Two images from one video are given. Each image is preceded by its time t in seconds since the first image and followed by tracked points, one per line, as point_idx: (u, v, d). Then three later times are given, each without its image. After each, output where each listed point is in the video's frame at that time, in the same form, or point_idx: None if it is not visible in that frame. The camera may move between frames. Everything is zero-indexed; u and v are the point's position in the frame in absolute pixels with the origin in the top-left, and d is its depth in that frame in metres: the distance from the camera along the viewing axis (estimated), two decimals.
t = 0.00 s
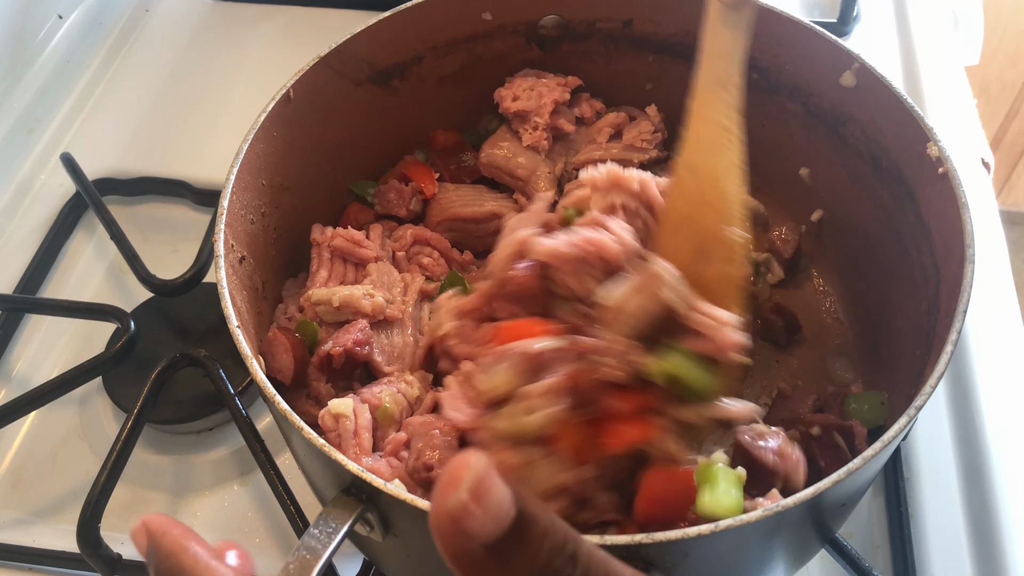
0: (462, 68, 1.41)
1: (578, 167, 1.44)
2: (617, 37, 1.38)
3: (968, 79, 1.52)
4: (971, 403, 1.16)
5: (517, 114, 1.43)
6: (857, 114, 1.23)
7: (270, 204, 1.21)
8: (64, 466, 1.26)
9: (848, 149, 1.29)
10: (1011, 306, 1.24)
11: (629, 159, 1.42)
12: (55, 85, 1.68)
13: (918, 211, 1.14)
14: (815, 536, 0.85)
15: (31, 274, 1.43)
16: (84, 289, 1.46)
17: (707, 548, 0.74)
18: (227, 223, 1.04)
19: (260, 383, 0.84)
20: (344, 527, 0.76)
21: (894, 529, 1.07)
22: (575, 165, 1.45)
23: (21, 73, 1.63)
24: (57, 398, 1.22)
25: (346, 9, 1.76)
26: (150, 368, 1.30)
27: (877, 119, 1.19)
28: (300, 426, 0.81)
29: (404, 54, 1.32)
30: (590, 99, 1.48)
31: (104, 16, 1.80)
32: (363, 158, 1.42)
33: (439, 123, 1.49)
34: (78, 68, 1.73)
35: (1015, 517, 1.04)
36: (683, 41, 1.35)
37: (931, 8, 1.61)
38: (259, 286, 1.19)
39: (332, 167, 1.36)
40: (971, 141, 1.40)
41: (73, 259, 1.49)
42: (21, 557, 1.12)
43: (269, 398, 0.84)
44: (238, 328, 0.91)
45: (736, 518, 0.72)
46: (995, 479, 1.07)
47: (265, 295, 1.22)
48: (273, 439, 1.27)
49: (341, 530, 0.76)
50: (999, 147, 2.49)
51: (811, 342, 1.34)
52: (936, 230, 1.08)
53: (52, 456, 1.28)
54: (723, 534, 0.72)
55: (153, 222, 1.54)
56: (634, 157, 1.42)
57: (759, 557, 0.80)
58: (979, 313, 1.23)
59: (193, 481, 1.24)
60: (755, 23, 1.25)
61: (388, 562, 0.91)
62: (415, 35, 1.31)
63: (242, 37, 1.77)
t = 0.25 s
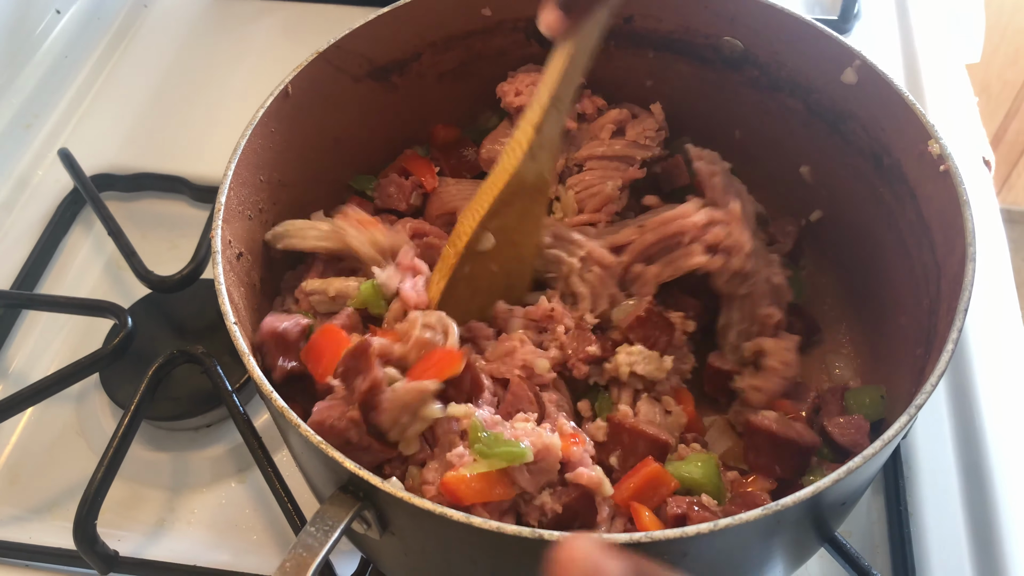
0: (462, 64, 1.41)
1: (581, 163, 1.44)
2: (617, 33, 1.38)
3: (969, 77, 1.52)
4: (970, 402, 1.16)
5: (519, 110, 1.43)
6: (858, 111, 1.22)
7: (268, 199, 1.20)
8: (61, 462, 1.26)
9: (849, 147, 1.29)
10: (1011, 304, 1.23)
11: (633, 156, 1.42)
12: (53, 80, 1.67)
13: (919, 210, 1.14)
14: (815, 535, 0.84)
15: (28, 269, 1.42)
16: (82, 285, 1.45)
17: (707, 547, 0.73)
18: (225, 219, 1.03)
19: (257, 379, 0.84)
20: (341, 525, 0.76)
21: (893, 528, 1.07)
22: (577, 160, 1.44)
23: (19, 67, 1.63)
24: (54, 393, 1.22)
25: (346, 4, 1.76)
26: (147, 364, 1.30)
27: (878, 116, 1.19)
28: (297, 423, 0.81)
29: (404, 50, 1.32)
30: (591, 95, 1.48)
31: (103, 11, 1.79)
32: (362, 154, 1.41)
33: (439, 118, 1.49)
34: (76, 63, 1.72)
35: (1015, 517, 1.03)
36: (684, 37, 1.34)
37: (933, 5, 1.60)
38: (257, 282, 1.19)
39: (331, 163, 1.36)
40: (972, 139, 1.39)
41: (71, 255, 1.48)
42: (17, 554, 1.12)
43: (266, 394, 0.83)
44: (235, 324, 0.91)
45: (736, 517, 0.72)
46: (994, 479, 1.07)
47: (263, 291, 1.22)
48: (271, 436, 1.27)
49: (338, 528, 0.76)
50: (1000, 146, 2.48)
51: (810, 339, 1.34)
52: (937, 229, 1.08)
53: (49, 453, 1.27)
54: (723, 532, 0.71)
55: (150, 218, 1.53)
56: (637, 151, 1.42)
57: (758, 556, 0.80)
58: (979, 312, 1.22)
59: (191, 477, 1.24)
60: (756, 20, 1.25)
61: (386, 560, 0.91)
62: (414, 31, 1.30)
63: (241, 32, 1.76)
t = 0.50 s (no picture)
0: (460, 61, 1.40)
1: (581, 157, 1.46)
2: (616, 30, 1.37)
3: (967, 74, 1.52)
4: (969, 399, 1.15)
5: (519, 103, 1.43)
6: (857, 109, 1.22)
7: (265, 196, 1.20)
8: (57, 460, 1.25)
9: (848, 144, 1.29)
10: (1010, 302, 1.23)
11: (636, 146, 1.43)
12: (50, 76, 1.67)
13: (918, 207, 1.13)
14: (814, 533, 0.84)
15: (24, 267, 1.42)
16: (79, 282, 1.45)
17: (705, 545, 0.73)
18: (222, 215, 1.03)
19: (254, 376, 0.83)
20: (338, 522, 0.75)
21: (892, 526, 1.07)
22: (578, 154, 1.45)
23: (16, 63, 1.62)
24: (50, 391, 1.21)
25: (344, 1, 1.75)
26: (144, 361, 1.29)
27: (877, 114, 1.19)
28: (294, 420, 0.80)
29: (401, 46, 1.31)
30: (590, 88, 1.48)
31: (99, 8, 1.78)
32: (360, 151, 1.41)
33: (437, 115, 1.48)
34: (73, 59, 1.71)
35: (1014, 516, 1.03)
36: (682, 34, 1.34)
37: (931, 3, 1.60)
38: (253, 279, 1.18)
39: (328, 159, 1.35)
40: (971, 137, 1.39)
41: (68, 252, 1.48)
42: (13, 552, 1.11)
43: (263, 391, 0.83)
44: (232, 321, 0.90)
45: (735, 515, 0.72)
46: (993, 477, 1.07)
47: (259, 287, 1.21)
48: (268, 434, 1.27)
49: (335, 525, 0.75)
50: (999, 143, 2.48)
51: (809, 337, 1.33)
52: (936, 226, 1.07)
53: (45, 451, 1.27)
54: (722, 530, 0.71)
55: (147, 215, 1.52)
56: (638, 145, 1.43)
57: (757, 554, 0.80)
58: (978, 310, 1.22)
59: (187, 475, 1.24)
60: (755, 17, 1.25)
61: (383, 558, 0.90)
62: (412, 28, 1.30)
63: (239, 29, 1.75)
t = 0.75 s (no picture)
0: (457, 58, 1.40)
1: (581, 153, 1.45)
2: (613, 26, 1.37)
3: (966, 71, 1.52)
4: (967, 397, 1.15)
5: (518, 99, 1.43)
6: (855, 106, 1.22)
7: (261, 193, 1.19)
8: (55, 458, 1.25)
9: (845, 141, 1.29)
10: (1007, 299, 1.23)
11: (633, 144, 1.44)
12: (47, 74, 1.66)
13: (916, 204, 1.13)
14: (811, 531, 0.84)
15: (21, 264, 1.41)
16: (76, 280, 1.45)
17: (701, 542, 0.73)
18: (217, 213, 1.03)
19: (249, 375, 0.83)
20: (333, 520, 0.75)
21: (890, 524, 1.07)
22: (577, 150, 1.46)
23: (14, 59, 1.61)
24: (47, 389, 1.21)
25: None
26: (141, 359, 1.29)
27: (874, 110, 1.18)
28: (289, 418, 0.80)
29: (398, 43, 1.31)
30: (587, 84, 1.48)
31: (96, 5, 1.78)
32: (357, 148, 1.41)
33: (435, 112, 1.48)
34: (70, 57, 1.71)
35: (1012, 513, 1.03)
36: (680, 30, 1.34)
37: None
38: (250, 277, 1.18)
39: (325, 157, 1.35)
40: (969, 134, 1.39)
41: (65, 250, 1.48)
42: (10, 550, 1.11)
43: (258, 389, 0.83)
44: (227, 319, 0.90)
45: (730, 513, 0.72)
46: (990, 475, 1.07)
47: (256, 285, 1.21)
48: (265, 432, 1.27)
49: (330, 524, 0.75)
50: (997, 141, 2.49)
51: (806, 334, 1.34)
52: (934, 223, 1.07)
53: (42, 448, 1.27)
54: (717, 528, 0.71)
55: (145, 213, 1.52)
56: (636, 142, 1.44)
57: (753, 551, 0.80)
58: (975, 307, 1.22)
59: (185, 473, 1.23)
60: (752, 13, 1.24)
61: (380, 556, 0.90)
62: (409, 25, 1.30)
63: (237, 27, 1.75)
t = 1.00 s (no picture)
0: (454, 56, 1.40)
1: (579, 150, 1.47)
2: (611, 24, 1.37)
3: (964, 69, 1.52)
4: (965, 394, 1.15)
5: (514, 96, 1.43)
6: (853, 103, 1.22)
7: (258, 192, 1.19)
8: (53, 456, 1.25)
9: (844, 139, 1.29)
10: (1006, 296, 1.23)
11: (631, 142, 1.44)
12: (44, 73, 1.66)
13: (914, 201, 1.13)
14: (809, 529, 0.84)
15: (19, 263, 1.41)
16: (74, 278, 1.44)
17: (699, 540, 0.73)
18: (214, 211, 1.03)
19: (246, 373, 0.83)
20: (330, 519, 0.75)
21: (888, 522, 1.07)
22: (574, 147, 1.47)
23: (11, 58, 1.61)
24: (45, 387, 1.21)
25: None
26: (139, 358, 1.29)
27: (872, 107, 1.18)
28: (287, 416, 0.80)
29: (395, 41, 1.31)
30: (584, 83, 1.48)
31: (94, 3, 1.77)
32: (355, 146, 1.41)
33: (433, 110, 1.48)
34: (68, 55, 1.71)
35: (1010, 511, 1.03)
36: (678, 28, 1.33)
37: None
38: (247, 275, 1.18)
39: (323, 156, 1.35)
40: (967, 132, 1.39)
41: (62, 248, 1.47)
42: (8, 549, 1.11)
43: (256, 388, 0.82)
44: (224, 317, 0.90)
45: (728, 510, 0.72)
46: (988, 472, 1.07)
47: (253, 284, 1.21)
48: (263, 430, 1.26)
49: (327, 522, 0.75)
50: (996, 140, 2.49)
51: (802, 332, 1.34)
52: (931, 221, 1.07)
53: (40, 447, 1.26)
54: (715, 526, 0.71)
55: (142, 211, 1.52)
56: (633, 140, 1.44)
57: (751, 549, 0.80)
58: (973, 305, 1.22)
59: (183, 472, 1.23)
60: (749, 11, 1.24)
61: (377, 554, 0.90)
62: (406, 23, 1.29)
63: (234, 26, 1.75)
